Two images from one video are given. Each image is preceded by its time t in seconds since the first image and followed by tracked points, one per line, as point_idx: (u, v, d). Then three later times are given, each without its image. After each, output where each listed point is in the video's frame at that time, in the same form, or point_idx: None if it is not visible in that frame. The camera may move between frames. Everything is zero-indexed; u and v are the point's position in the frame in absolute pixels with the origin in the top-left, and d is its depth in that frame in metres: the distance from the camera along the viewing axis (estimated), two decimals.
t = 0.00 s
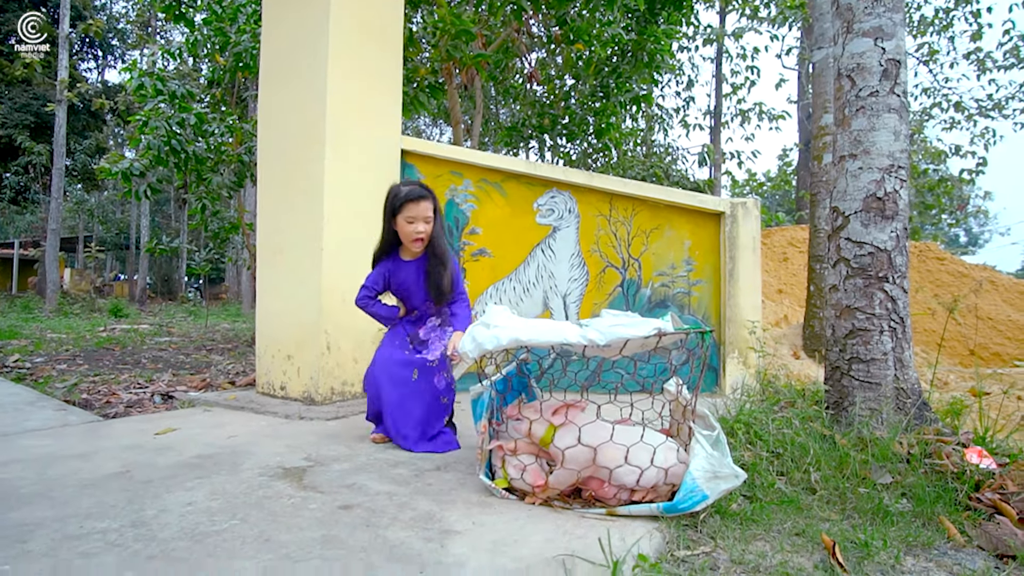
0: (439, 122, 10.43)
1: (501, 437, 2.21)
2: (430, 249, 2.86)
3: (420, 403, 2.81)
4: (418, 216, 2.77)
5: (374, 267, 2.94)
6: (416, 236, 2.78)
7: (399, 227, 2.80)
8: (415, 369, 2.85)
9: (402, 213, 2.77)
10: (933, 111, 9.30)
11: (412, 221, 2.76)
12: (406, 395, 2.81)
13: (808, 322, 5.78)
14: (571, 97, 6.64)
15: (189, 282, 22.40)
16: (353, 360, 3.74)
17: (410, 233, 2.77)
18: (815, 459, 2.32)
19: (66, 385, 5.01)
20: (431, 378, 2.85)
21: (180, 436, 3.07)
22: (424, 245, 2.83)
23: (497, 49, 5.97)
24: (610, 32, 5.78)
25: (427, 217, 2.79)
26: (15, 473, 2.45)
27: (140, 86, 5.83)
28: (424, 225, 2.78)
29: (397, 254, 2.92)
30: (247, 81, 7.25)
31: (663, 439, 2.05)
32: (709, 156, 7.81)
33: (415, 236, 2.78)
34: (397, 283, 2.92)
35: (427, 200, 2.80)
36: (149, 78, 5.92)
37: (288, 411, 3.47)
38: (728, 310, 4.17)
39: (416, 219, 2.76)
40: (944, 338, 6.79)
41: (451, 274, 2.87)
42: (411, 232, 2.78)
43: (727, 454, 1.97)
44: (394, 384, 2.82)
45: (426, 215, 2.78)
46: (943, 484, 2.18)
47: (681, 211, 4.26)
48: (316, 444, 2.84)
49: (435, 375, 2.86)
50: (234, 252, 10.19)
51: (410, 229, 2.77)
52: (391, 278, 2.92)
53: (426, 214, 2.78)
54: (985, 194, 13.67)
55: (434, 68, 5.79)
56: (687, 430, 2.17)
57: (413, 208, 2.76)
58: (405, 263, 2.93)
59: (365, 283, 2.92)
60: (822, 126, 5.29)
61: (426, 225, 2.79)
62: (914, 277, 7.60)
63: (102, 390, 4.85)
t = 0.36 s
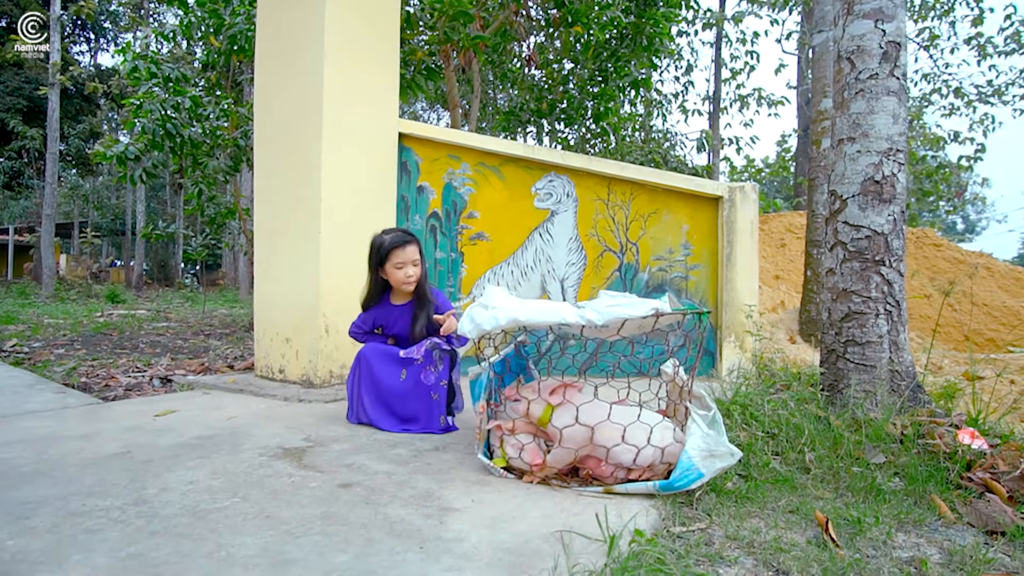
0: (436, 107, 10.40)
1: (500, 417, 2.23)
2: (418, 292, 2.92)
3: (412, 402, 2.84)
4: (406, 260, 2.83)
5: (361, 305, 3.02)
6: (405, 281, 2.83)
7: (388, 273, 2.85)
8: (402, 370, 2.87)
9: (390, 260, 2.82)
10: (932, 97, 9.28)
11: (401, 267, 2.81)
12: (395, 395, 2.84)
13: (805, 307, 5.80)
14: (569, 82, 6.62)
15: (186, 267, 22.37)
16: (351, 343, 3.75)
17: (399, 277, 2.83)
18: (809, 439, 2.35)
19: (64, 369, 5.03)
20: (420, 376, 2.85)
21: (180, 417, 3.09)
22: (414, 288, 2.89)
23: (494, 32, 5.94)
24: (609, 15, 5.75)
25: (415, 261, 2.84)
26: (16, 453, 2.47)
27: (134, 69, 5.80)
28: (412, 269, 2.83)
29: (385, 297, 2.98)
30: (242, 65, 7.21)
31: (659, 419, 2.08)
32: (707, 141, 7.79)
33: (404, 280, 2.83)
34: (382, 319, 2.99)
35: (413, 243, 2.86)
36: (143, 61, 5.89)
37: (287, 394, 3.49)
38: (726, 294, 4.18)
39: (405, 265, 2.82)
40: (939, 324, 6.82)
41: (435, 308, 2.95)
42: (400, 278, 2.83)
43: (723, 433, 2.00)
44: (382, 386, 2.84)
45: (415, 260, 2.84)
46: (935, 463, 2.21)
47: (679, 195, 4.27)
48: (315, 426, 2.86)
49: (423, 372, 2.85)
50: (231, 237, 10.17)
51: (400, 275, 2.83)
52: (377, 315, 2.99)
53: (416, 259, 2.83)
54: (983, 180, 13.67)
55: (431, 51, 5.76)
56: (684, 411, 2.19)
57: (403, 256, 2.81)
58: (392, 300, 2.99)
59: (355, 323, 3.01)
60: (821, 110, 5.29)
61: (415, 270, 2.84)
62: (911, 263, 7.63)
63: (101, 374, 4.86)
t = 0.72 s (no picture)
0: (435, 93, 10.35)
1: (499, 399, 2.25)
2: (413, 282, 2.94)
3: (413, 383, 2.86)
4: (402, 249, 2.87)
5: (357, 296, 3.02)
6: (402, 269, 2.87)
7: (384, 262, 2.89)
8: (403, 351, 2.86)
9: (387, 248, 2.86)
10: (934, 86, 9.25)
11: (398, 255, 2.86)
12: (396, 374, 2.86)
13: (803, 295, 5.82)
14: (569, 68, 6.60)
15: (184, 253, 22.33)
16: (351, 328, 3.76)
17: (396, 266, 2.86)
18: (806, 423, 2.37)
19: (64, 353, 5.04)
20: (421, 358, 2.85)
21: (180, 399, 3.11)
22: (409, 278, 2.92)
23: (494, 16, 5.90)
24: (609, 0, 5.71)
25: (411, 250, 2.89)
26: (18, 433, 2.49)
27: (131, 51, 5.76)
28: (409, 258, 2.88)
29: (381, 288, 3.00)
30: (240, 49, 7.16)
31: (658, 401, 2.10)
32: (707, 129, 7.78)
33: (400, 269, 2.87)
34: (378, 310, 2.99)
35: (410, 233, 2.91)
36: (139, 43, 5.84)
37: (286, 377, 3.52)
38: (724, 281, 4.20)
39: (402, 253, 2.86)
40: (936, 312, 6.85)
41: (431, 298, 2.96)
42: (397, 266, 2.86)
43: (721, 415, 2.02)
44: (383, 365, 2.85)
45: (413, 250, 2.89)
46: (930, 447, 2.24)
47: (679, 181, 4.27)
48: (315, 408, 2.88)
49: (424, 355, 2.85)
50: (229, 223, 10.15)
51: (397, 263, 2.86)
52: (373, 306, 2.99)
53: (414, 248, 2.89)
54: (982, 170, 13.65)
55: (431, 35, 5.73)
56: (682, 393, 2.22)
57: (400, 244, 2.86)
58: (388, 291, 3.01)
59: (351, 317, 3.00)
60: (822, 98, 5.28)
61: (411, 259, 2.89)
62: (909, 252, 7.65)
63: (100, 357, 4.88)
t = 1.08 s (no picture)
0: (436, 84, 10.30)
1: (501, 386, 2.26)
2: (417, 272, 2.95)
3: (415, 373, 2.87)
4: (406, 240, 2.87)
5: (361, 286, 3.03)
6: (405, 259, 2.87)
7: (387, 253, 2.89)
8: (406, 340, 2.88)
9: (390, 238, 2.86)
10: (937, 79, 9.21)
11: (401, 245, 2.86)
12: (399, 364, 2.87)
13: (804, 287, 5.82)
14: (571, 59, 6.57)
15: (185, 243, 22.33)
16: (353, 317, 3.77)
17: (399, 256, 2.87)
18: (806, 413, 2.38)
19: (66, 342, 5.05)
20: (423, 346, 2.87)
21: (183, 386, 3.13)
22: (413, 268, 2.92)
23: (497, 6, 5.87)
24: None
25: (415, 240, 2.89)
26: (22, 418, 2.50)
27: (130, 40, 5.73)
28: (413, 248, 2.88)
29: (385, 278, 3.01)
30: (240, 39, 7.12)
31: (659, 390, 2.12)
32: (709, 121, 7.75)
33: (404, 259, 2.87)
34: (382, 300, 3.00)
35: (414, 224, 2.91)
36: (139, 32, 5.81)
37: (288, 365, 3.53)
38: (725, 273, 4.19)
39: (405, 243, 2.87)
40: (936, 306, 6.87)
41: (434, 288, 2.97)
42: (400, 256, 2.87)
43: (722, 403, 2.04)
44: (385, 354, 2.86)
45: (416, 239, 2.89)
46: (930, 437, 2.25)
47: (682, 172, 4.26)
48: (318, 396, 2.90)
49: (426, 343, 2.87)
50: (230, 213, 10.14)
51: (400, 253, 2.87)
52: (377, 296, 3.00)
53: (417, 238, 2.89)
54: (984, 164, 13.60)
55: (433, 24, 5.70)
56: (683, 382, 2.24)
57: (404, 234, 2.86)
58: (391, 281, 3.01)
59: (354, 306, 3.01)
60: (825, 89, 5.27)
61: (415, 249, 2.89)
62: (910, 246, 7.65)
63: (102, 346, 4.89)
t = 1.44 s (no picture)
0: (437, 79, 10.28)
1: (504, 380, 2.27)
2: (417, 258, 2.95)
3: (418, 373, 2.88)
4: (402, 221, 2.90)
5: (365, 274, 3.06)
6: (401, 241, 2.90)
7: (385, 233, 2.95)
8: (412, 342, 2.86)
9: (388, 219, 2.92)
10: (940, 76, 9.19)
11: (396, 226, 2.90)
12: (402, 364, 2.86)
13: (804, 283, 5.83)
14: (573, 54, 6.57)
15: (185, 238, 22.34)
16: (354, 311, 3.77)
17: (395, 237, 2.90)
18: (806, 407, 2.39)
19: (67, 335, 5.06)
20: (429, 351, 2.85)
21: (185, 379, 3.14)
22: (411, 252, 2.94)
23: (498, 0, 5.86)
24: None
25: (411, 222, 2.92)
26: (26, 410, 2.52)
27: (131, 33, 5.72)
28: (408, 230, 2.90)
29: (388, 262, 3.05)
30: (241, 32, 7.11)
31: (660, 384, 2.12)
32: (711, 118, 7.74)
33: (400, 241, 2.90)
34: (386, 285, 3.02)
35: (413, 207, 2.94)
36: (140, 25, 5.80)
37: (290, 359, 3.54)
38: (726, 268, 4.20)
39: (402, 225, 2.90)
40: (936, 303, 6.87)
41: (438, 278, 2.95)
42: (395, 237, 2.91)
43: (723, 397, 2.04)
44: (388, 352, 2.86)
45: (414, 222, 2.92)
46: (930, 432, 2.26)
47: (684, 167, 4.25)
48: (320, 389, 2.91)
49: (432, 348, 2.85)
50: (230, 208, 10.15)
51: (396, 233, 2.91)
52: (381, 281, 3.02)
53: (415, 220, 2.90)
54: (986, 162, 13.58)
55: (434, 18, 5.69)
56: (685, 376, 2.24)
57: (399, 215, 2.90)
58: (396, 267, 3.05)
59: (359, 292, 3.02)
60: (827, 85, 5.27)
61: (412, 232, 2.91)
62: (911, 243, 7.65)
63: (104, 339, 4.90)
